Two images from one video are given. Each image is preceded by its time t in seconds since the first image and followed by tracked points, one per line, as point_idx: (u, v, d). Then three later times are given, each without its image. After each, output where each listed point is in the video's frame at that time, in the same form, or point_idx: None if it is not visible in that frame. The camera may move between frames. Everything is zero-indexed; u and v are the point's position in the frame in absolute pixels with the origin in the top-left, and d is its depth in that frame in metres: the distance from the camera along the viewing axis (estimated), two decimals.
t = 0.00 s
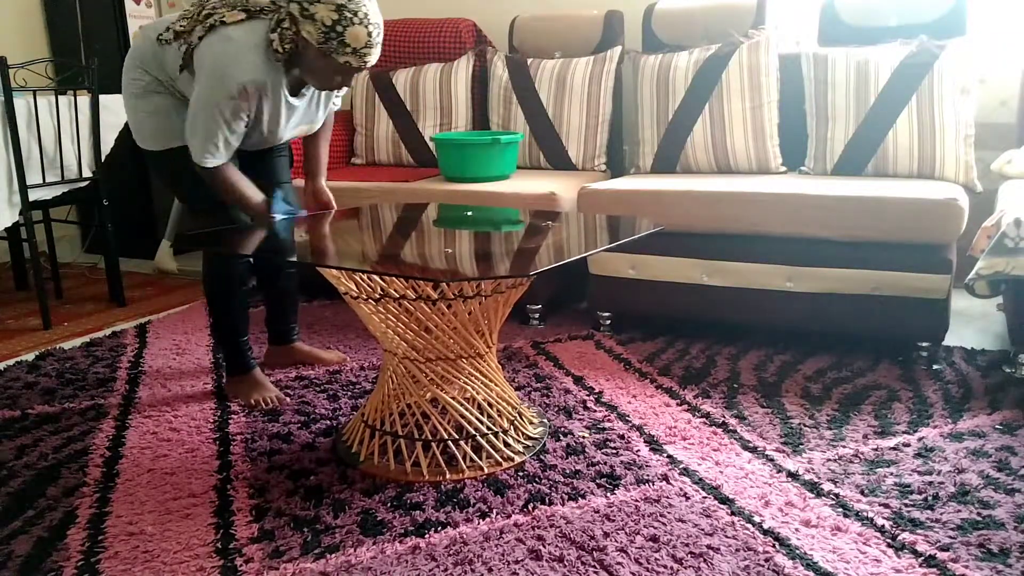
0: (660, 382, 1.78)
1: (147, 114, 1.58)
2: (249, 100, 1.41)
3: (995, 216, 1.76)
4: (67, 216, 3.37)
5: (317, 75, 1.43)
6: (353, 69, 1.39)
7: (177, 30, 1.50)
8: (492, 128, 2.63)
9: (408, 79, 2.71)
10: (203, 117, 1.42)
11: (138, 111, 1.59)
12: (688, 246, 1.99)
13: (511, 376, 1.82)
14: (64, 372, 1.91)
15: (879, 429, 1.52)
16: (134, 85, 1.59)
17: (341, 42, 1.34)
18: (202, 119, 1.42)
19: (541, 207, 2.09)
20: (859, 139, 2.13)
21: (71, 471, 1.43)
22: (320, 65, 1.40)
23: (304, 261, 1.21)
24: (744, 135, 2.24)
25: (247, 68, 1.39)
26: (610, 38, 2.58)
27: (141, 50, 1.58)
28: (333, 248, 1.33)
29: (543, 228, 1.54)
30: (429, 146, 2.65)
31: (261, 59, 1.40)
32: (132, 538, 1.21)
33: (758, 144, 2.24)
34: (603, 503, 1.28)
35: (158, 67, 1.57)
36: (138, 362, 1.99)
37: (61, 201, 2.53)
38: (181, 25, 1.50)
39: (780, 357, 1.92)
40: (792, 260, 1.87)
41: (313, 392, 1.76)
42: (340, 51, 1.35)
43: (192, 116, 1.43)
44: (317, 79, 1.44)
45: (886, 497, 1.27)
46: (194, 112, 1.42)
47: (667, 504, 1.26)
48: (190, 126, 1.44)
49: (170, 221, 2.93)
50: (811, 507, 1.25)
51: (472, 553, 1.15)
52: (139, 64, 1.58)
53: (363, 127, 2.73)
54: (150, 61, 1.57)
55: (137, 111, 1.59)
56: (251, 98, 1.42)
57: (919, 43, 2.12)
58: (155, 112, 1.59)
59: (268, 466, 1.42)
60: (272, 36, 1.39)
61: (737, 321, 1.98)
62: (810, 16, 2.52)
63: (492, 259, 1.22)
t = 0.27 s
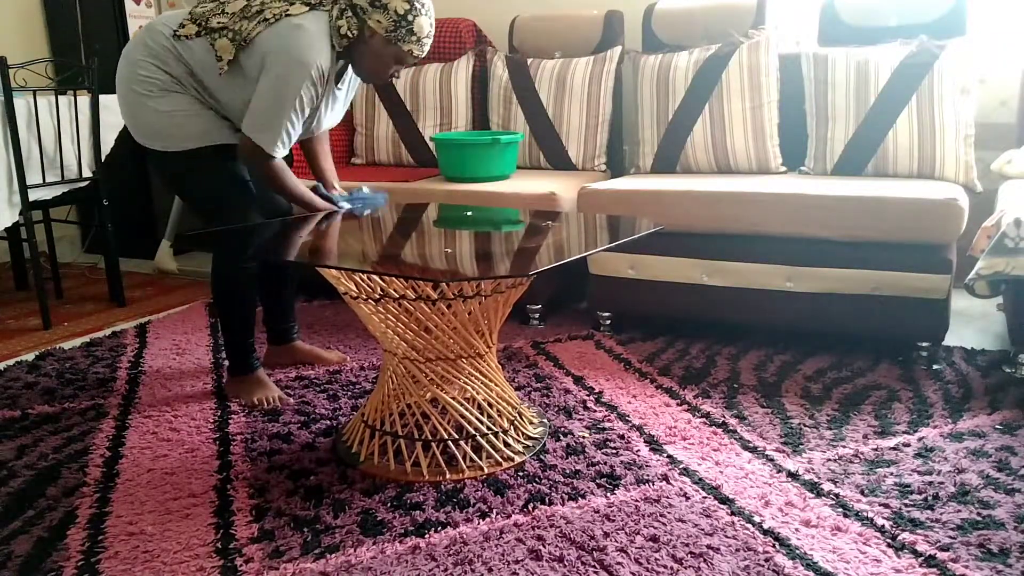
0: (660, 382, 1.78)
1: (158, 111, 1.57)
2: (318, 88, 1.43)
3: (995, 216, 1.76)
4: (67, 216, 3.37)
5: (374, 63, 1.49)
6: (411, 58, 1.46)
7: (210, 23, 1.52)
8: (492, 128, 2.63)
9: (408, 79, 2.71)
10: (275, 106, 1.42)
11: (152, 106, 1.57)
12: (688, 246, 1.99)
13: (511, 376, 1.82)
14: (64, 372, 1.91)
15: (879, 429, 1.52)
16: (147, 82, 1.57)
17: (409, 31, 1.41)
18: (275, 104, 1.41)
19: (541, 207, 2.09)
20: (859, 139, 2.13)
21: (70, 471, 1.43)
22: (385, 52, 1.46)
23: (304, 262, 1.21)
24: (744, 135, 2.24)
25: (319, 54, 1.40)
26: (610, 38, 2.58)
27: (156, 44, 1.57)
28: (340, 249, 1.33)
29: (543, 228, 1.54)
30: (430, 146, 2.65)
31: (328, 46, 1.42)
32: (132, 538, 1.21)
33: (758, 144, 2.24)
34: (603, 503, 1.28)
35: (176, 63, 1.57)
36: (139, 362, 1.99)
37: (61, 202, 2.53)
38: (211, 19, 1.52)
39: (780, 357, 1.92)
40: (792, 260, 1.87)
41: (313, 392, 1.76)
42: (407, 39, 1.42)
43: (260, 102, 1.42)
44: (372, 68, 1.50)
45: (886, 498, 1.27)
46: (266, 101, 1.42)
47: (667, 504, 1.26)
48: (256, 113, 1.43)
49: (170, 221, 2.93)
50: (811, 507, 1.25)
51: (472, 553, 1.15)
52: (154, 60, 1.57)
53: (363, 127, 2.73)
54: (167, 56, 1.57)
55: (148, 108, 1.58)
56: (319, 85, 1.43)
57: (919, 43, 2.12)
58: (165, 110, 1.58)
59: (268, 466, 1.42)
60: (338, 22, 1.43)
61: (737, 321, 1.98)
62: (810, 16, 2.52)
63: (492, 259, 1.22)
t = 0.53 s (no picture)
0: (660, 382, 1.78)
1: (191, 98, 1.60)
2: (313, 43, 1.40)
3: (995, 216, 1.76)
4: (67, 216, 3.37)
5: (402, 42, 1.43)
6: (440, 33, 1.40)
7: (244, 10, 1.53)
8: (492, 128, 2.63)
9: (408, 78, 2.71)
10: (255, 35, 1.43)
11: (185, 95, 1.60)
12: (688, 246, 1.99)
13: (511, 376, 1.82)
14: (64, 372, 1.91)
15: (879, 429, 1.52)
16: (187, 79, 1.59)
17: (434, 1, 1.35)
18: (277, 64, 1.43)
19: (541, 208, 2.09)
20: (859, 139, 2.13)
21: (71, 471, 1.42)
22: (411, 26, 1.40)
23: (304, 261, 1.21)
24: (744, 135, 2.24)
25: (331, 16, 1.41)
26: (610, 38, 2.58)
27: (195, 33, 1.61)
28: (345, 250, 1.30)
29: (542, 228, 1.54)
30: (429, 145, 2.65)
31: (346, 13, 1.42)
32: (132, 538, 1.21)
33: (758, 144, 2.24)
34: (603, 503, 1.28)
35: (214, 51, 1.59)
36: (138, 362, 1.99)
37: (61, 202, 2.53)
38: (248, 5, 1.54)
39: (780, 357, 1.92)
40: (792, 260, 1.87)
41: (313, 392, 1.76)
42: (433, 9, 1.35)
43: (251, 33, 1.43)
44: (399, 46, 1.44)
45: (886, 497, 1.27)
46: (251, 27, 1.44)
47: (667, 504, 1.26)
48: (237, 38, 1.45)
49: (170, 221, 2.93)
50: (811, 507, 1.25)
51: (472, 553, 1.15)
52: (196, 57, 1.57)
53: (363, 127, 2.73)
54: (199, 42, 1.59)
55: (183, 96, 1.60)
56: (319, 44, 1.41)
57: (919, 43, 2.12)
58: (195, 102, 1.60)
59: (268, 466, 1.42)
60: None
61: (737, 320, 1.98)
62: (810, 16, 2.52)
63: (492, 259, 1.22)
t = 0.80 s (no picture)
0: (660, 382, 1.78)
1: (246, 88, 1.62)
2: (346, 49, 1.38)
3: (995, 216, 1.76)
4: (67, 216, 3.37)
5: (444, 43, 1.40)
6: (482, 32, 1.35)
7: (295, 5, 1.51)
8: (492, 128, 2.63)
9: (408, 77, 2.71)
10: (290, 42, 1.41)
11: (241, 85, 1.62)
12: (688, 246, 1.99)
13: (511, 376, 1.82)
14: (64, 372, 1.91)
15: (879, 429, 1.52)
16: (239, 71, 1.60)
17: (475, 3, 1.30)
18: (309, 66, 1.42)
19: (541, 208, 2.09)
20: (859, 139, 2.13)
21: (71, 471, 1.42)
22: (452, 26, 1.36)
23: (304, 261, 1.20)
24: (744, 135, 2.24)
25: (366, 21, 1.38)
26: (610, 38, 2.58)
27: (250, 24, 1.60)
28: (385, 246, 1.33)
29: (543, 227, 1.54)
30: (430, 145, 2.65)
31: (384, 18, 1.39)
32: (132, 538, 1.21)
33: (758, 144, 2.24)
34: (603, 503, 1.28)
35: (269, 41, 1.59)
36: (138, 362, 1.99)
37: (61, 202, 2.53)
38: None
39: (780, 357, 1.92)
40: (792, 260, 1.87)
41: (313, 392, 1.76)
42: (476, 11, 1.31)
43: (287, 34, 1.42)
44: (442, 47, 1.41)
45: (886, 497, 1.27)
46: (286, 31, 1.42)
47: (667, 504, 1.26)
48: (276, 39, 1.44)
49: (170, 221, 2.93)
50: (811, 507, 1.25)
51: (472, 553, 1.15)
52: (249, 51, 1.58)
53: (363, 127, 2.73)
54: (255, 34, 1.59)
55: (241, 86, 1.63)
56: (352, 50, 1.39)
57: (919, 43, 2.12)
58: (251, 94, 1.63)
59: (268, 466, 1.42)
60: None
61: (737, 320, 1.98)
62: (810, 16, 2.52)
63: (492, 259, 1.22)
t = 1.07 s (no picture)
0: (660, 382, 1.78)
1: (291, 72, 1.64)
2: (375, 48, 1.38)
3: (995, 216, 1.76)
4: (67, 216, 3.37)
5: (477, 56, 1.35)
6: (517, 47, 1.29)
7: None
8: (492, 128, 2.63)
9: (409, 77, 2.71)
10: (325, 40, 1.42)
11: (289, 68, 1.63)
12: (688, 246, 1.99)
13: (512, 376, 1.82)
14: (64, 372, 1.91)
15: (879, 429, 1.52)
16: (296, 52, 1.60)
17: (506, 16, 1.23)
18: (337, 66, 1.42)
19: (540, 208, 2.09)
20: (859, 139, 2.13)
21: (70, 471, 1.43)
22: (485, 43, 1.30)
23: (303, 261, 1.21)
24: (744, 135, 2.24)
25: (396, 25, 1.37)
26: (610, 38, 2.58)
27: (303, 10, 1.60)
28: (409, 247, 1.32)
29: (543, 227, 1.54)
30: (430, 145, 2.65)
31: (416, 23, 1.36)
32: (131, 538, 1.21)
33: (758, 144, 2.24)
34: (603, 503, 1.28)
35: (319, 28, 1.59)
36: (139, 362, 1.99)
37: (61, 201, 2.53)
38: None
39: (780, 357, 1.92)
40: (792, 260, 1.87)
41: (313, 392, 1.76)
42: (507, 25, 1.24)
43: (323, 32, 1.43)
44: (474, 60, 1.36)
45: (886, 497, 1.27)
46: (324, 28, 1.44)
47: (667, 504, 1.26)
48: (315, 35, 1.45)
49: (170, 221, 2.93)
50: (811, 507, 1.25)
51: (472, 553, 1.15)
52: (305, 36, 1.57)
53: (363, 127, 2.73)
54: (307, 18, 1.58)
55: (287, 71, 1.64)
56: (380, 50, 1.39)
57: (919, 43, 2.12)
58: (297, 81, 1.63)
59: (268, 466, 1.42)
60: (437, 9, 1.33)
61: (737, 320, 1.98)
62: (810, 17, 2.52)
63: (492, 259, 1.22)
